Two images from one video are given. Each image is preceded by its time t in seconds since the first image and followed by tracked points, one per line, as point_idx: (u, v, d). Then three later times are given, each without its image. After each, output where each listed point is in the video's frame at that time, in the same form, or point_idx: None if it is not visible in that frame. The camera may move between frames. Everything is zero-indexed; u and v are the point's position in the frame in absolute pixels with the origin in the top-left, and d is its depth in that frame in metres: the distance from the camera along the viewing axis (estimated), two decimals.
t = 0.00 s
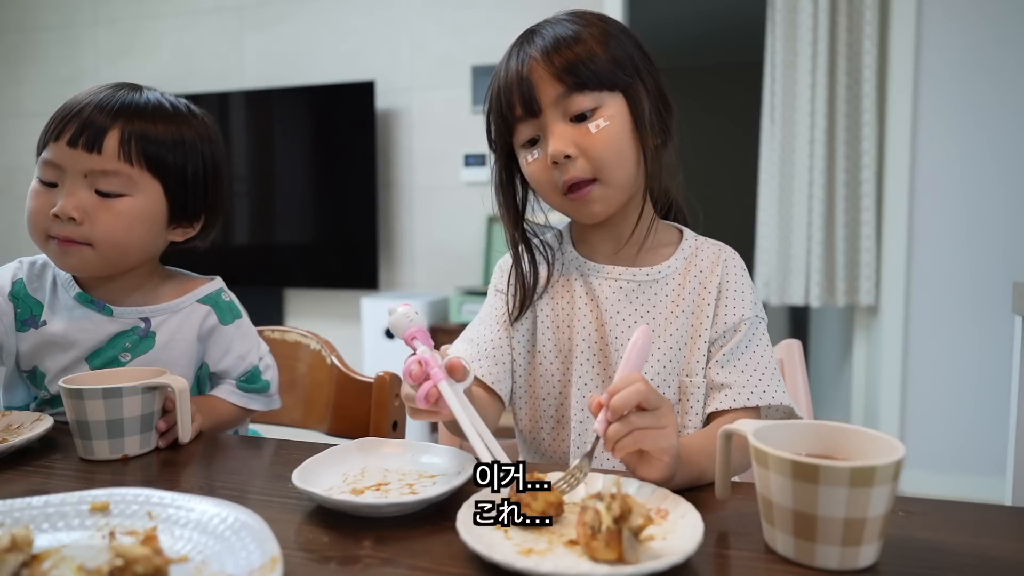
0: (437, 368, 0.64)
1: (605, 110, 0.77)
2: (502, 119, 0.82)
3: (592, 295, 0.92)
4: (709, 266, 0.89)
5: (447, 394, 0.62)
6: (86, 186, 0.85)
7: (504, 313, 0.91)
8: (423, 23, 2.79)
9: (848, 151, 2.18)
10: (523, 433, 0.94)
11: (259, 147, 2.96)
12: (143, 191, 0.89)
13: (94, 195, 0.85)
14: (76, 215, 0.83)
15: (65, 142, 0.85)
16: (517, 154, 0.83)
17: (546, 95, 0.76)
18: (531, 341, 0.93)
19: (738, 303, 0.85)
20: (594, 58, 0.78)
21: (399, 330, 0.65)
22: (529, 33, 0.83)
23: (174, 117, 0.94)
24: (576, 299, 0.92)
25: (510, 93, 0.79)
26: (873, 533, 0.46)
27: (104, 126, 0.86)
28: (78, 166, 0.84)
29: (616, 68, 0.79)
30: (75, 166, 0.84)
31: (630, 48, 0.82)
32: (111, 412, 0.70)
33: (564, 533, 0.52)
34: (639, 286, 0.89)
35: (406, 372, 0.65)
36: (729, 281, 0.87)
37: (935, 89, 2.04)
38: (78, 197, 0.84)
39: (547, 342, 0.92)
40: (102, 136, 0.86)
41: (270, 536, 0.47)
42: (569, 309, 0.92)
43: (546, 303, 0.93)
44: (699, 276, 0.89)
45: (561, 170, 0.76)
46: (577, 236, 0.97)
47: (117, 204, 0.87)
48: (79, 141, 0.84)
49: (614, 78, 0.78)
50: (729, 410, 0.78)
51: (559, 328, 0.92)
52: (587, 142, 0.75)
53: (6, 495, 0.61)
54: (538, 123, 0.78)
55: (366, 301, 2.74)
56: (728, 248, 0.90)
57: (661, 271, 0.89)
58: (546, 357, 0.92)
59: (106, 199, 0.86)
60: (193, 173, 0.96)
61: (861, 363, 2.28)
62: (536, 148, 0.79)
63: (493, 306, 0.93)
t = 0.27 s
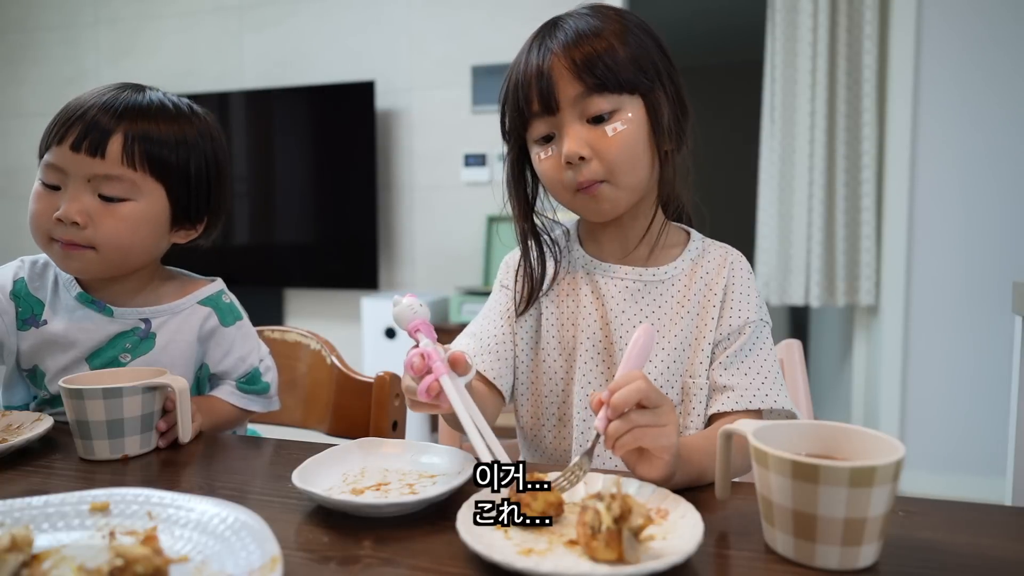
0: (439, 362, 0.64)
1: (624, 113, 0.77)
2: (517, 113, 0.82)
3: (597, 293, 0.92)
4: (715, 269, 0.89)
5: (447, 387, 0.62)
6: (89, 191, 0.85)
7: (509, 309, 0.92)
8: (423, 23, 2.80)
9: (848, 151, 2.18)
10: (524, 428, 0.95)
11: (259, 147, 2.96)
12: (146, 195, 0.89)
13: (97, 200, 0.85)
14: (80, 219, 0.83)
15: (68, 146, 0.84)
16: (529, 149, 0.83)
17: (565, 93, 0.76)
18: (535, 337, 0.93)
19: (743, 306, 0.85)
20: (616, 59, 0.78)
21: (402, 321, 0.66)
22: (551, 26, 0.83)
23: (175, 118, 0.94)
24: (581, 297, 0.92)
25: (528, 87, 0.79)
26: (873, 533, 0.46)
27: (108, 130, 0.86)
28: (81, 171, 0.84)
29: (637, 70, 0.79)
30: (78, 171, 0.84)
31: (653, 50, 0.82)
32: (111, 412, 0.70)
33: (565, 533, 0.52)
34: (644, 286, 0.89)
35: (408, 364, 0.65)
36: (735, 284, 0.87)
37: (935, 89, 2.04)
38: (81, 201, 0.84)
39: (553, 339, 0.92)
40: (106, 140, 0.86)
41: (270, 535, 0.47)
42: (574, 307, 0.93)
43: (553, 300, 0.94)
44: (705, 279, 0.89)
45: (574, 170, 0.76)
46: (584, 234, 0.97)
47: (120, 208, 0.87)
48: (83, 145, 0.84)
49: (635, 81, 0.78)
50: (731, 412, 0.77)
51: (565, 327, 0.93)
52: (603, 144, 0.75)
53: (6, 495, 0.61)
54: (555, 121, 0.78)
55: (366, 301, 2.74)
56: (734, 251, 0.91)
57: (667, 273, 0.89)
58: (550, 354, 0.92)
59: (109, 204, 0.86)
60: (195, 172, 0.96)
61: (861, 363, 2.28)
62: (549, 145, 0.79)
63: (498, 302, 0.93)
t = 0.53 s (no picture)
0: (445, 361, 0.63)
1: (633, 119, 0.77)
2: (524, 110, 0.81)
3: (599, 292, 0.92)
4: (717, 270, 0.89)
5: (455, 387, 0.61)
6: (89, 191, 0.85)
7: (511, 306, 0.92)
8: (423, 23, 2.80)
9: (848, 151, 2.18)
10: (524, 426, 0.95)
11: (259, 147, 2.96)
12: (146, 196, 0.89)
13: (97, 199, 0.86)
14: (80, 218, 0.83)
15: (70, 144, 0.85)
16: (535, 147, 0.83)
17: (576, 95, 0.76)
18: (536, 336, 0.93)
19: (744, 306, 0.85)
20: (629, 63, 0.78)
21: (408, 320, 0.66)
22: (562, 23, 0.83)
23: (179, 119, 0.94)
24: (583, 296, 0.92)
25: (539, 85, 0.78)
26: (873, 533, 0.46)
27: (110, 130, 0.86)
28: (83, 170, 0.84)
29: (649, 74, 0.79)
30: (80, 170, 0.84)
31: (665, 55, 0.82)
32: (110, 412, 0.70)
33: (564, 533, 0.52)
34: (646, 286, 0.89)
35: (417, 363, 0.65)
36: (736, 284, 0.87)
37: (935, 89, 2.04)
38: (81, 200, 0.84)
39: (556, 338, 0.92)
40: (108, 140, 0.86)
41: (270, 535, 0.47)
42: (576, 305, 0.93)
43: (557, 299, 0.94)
44: (707, 278, 0.89)
45: (580, 173, 0.76)
46: (587, 234, 0.97)
47: (120, 208, 0.87)
48: (84, 144, 0.85)
49: (646, 86, 0.78)
50: (731, 412, 0.77)
51: (568, 325, 0.93)
52: (612, 149, 0.76)
53: (6, 495, 0.61)
54: (563, 122, 0.77)
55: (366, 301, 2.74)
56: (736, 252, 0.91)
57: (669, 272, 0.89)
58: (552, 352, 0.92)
59: (110, 203, 0.86)
60: (197, 173, 0.96)
61: (861, 363, 2.28)
62: (556, 145, 0.78)
63: (499, 299, 0.93)
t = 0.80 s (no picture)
0: (462, 363, 0.62)
1: (640, 122, 0.77)
2: (531, 108, 0.81)
3: (600, 291, 0.92)
4: (717, 270, 0.89)
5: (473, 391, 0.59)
6: (95, 187, 0.85)
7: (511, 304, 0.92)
8: (423, 23, 2.79)
9: (848, 151, 2.18)
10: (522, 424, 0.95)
11: (259, 147, 2.96)
12: (151, 194, 0.90)
13: (102, 196, 0.86)
14: (84, 215, 0.83)
15: (76, 142, 0.85)
16: (539, 146, 0.82)
17: (585, 96, 0.75)
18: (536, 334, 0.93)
19: (744, 306, 0.85)
20: (639, 65, 0.77)
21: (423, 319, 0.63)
22: (572, 21, 0.82)
23: (185, 121, 0.95)
24: (584, 295, 0.92)
25: (547, 84, 0.78)
26: (873, 533, 0.46)
27: (116, 129, 0.87)
28: (88, 167, 0.85)
29: (658, 77, 0.79)
30: (85, 167, 0.85)
31: (674, 57, 0.82)
32: (109, 412, 0.70)
33: (565, 533, 0.52)
34: (647, 285, 0.89)
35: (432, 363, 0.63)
36: (736, 284, 0.87)
37: (935, 89, 2.04)
38: (86, 197, 0.84)
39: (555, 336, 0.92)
40: (114, 138, 0.86)
41: (270, 535, 0.48)
42: (576, 304, 0.93)
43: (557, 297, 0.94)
44: (706, 278, 0.89)
45: (585, 174, 0.76)
46: (587, 233, 0.96)
47: (124, 205, 0.87)
48: (90, 142, 0.85)
49: (655, 89, 0.78)
50: (730, 411, 0.77)
51: (568, 323, 0.93)
52: (618, 152, 0.75)
53: (7, 495, 0.61)
54: (570, 122, 0.77)
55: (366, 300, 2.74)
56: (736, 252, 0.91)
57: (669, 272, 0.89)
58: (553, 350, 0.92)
59: (114, 201, 0.86)
60: (202, 175, 0.96)
61: (861, 363, 2.28)
62: (561, 145, 0.78)
63: (499, 297, 0.94)
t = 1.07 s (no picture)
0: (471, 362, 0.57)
1: (648, 123, 0.77)
2: (538, 105, 0.81)
3: (601, 290, 0.92)
4: (718, 271, 0.89)
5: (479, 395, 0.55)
6: (102, 187, 0.87)
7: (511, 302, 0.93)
8: (423, 23, 2.79)
9: (848, 151, 2.18)
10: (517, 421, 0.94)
11: (259, 147, 2.96)
12: (158, 196, 0.92)
13: (110, 196, 0.88)
14: (90, 215, 0.85)
15: (86, 141, 0.87)
16: (544, 144, 0.82)
17: (594, 94, 0.75)
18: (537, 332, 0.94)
19: (745, 308, 0.85)
20: (649, 66, 0.77)
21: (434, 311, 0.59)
22: (581, 19, 0.82)
23: (194, 123, 0.97)
24: (585, 293, 0.93)
25: (556, 81, 0.78)
26: (873, 533, 0.46)
27: (125, 129, 0.89)
28: (96, 167, 0.87)
29: (667, 78, 0.79)
30: (94, 167, 0.87)
31: (683, 59, 0.82)
32: (109, 412, 0.70)
33: (565, 533, 0.52)
34: (648, 285, 0.90)
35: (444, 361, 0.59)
36: (737, 286, 0.87)
37: (936, 89, 2.04)
38: (93, 197, 0.86)
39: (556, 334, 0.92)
40: (123, 138, 0.88)
41: (270, 535, 0.47)
42: (577, 303, 0.93)
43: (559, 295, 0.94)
44: (707, 279, 0.89)
45: (590, 173, 0.76)
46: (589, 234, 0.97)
47: (131, 206, 0.89)
48: (100, 142, 0.87)
49: (663, 91, 0.78)
50: (729, 412, 0.77)
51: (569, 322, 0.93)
52: (625, 152, 0.76)
53: (6, 495, 0.61)
54: (578, 121, 0.77)
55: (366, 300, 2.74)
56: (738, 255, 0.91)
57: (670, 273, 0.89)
58: (552, 349, 0.92)
59: (121, 201, 0.88)
60: (209, 176, 0.99)
61: (861, 363, 2.28)
62: (567, 144, 0.78)
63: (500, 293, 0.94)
